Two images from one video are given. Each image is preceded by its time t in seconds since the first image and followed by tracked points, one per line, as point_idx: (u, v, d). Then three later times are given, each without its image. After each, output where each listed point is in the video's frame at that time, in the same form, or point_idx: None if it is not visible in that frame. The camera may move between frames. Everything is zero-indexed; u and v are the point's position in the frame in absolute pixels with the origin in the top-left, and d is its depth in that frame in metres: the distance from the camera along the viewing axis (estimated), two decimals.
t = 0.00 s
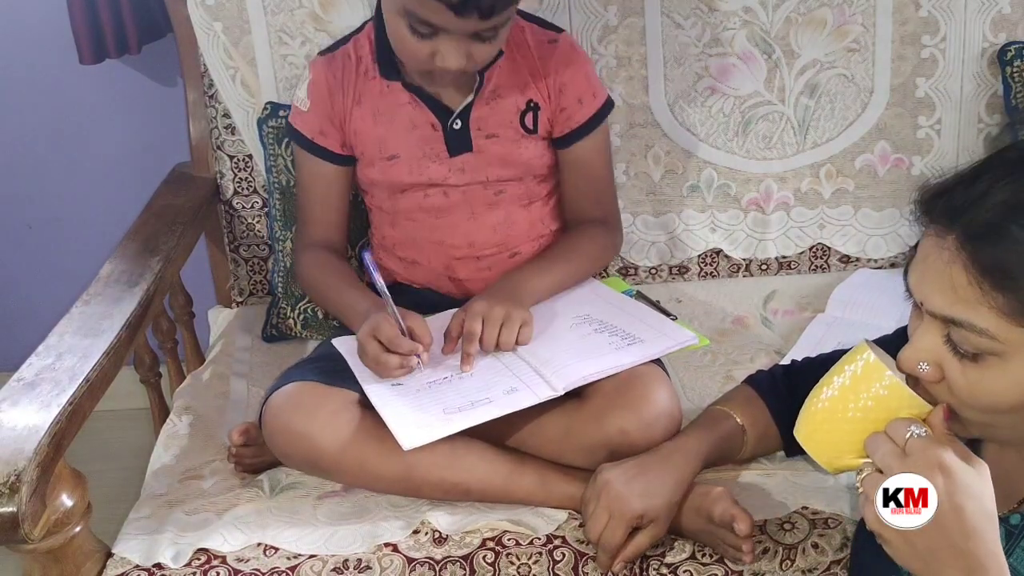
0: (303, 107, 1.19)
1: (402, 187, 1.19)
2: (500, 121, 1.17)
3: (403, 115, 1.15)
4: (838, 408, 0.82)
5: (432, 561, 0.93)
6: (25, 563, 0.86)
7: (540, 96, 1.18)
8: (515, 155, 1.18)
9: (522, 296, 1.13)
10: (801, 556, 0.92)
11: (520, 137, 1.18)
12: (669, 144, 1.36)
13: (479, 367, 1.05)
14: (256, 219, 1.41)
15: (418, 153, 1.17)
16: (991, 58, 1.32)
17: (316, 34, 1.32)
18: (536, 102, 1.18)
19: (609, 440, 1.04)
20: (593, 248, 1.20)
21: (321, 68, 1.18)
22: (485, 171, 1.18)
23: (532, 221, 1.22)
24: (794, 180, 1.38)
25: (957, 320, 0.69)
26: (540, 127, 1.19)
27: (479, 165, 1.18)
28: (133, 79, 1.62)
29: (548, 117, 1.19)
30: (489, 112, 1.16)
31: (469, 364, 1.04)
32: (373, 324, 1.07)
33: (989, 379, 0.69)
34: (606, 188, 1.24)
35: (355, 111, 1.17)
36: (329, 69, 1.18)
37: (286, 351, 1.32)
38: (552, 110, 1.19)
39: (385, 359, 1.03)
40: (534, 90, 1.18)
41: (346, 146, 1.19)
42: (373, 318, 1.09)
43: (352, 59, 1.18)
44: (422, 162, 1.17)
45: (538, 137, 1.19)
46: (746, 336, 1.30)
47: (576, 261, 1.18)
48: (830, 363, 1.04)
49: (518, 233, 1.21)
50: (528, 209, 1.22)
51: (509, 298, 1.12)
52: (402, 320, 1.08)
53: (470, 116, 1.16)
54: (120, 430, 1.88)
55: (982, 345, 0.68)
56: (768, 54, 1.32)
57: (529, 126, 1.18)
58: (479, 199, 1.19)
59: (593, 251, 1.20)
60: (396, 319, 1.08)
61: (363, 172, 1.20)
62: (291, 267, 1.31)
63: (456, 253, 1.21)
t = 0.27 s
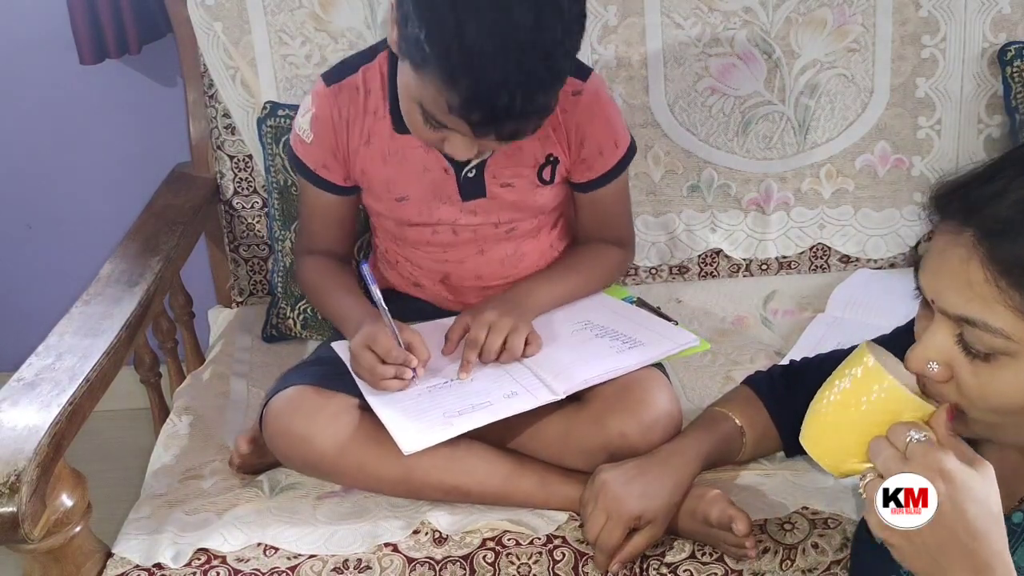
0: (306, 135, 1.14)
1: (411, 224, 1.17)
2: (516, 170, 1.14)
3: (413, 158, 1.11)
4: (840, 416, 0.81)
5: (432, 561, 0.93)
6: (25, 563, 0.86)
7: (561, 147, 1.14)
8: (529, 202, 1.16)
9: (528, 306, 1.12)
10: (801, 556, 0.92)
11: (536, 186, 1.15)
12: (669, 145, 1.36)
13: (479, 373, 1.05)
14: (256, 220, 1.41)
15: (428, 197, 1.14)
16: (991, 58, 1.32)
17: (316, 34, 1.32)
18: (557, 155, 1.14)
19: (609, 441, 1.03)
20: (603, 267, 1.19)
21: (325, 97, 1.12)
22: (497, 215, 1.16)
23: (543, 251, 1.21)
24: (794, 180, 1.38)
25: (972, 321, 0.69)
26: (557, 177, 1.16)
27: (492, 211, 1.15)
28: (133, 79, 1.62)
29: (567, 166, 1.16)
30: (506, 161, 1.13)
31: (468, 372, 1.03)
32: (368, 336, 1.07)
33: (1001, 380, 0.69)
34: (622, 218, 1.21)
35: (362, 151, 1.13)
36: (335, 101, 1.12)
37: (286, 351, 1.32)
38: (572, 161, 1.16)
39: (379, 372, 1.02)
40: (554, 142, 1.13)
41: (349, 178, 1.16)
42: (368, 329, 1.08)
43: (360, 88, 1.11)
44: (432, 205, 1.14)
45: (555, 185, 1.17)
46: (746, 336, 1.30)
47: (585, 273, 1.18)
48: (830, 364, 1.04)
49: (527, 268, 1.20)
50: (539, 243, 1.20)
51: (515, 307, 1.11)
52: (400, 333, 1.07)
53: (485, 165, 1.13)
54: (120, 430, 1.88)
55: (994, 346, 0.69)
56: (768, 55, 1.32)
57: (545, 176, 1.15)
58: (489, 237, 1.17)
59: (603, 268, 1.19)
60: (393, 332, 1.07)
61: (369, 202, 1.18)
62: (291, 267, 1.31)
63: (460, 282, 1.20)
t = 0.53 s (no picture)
0: (302, 155, 1.12)
1: (411, 240, 1.17)
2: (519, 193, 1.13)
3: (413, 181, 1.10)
4: (765, 549, 0.75)
5: (432, 561, 0.93)
6: (25, 563, 0.86)
7: (564, 169, 1.13)
8: (531, 220, 1.15)
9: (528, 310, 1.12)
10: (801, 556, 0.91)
11: (538, 206, 1.14)
12: (669, 144, 1.36)
13: (480, 378, 1.05)
14: (256, 220, 1.41)
15: (429, 217, 1.13)
16: (991, 58, 1.32)
17: (316, 34, 1.32)
18: (561, 176, 1.13)
19: (609, 441, 1.03)
20: (605, 275, 1.19)
21: (321, 118, 1.10)
22: (498, 232, 1.15)
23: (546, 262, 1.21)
24: (794, 180, 1.37)
25: (886, 334, 0.67)
26: (560, 196, 1.15)
27: (494, 229, 1.15)
28: (133, 79, 1.62)
29: (570, 184, 1.15)
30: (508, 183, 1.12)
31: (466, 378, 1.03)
32: (371, 346, 1.06)
33: (924, 389, 0.67)
34: (626, 229, 1.21)
35: (360, 172, 1.11)
36: (332, 122, 1.10)
37: (286, 351, 1.32)
38: (576, 181, 1.15)
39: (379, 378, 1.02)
40: (558, 165, 1.12)
41: (347, 196, 1.15)
42: (371, 338, 1.08)
43: (357, 111, 1.09)
44: (433, 224, 1.14)
45: (558, 203, 1.16)
46: (746, 336, 1.30)
47: (586, 276, 1.18)
48: (830, 363, 1.02)
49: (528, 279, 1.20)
50: (540, 253, 1.20)
51: (515, 311, 1.11)
52: (403, 343, 1.06)
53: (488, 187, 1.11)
54: (119, 429, 1.88)
55: (906, 358, 0.67)
56: (768, 55, 1.32)
57: (548, 197, 1.14)
58: (490, 251, 1.17)
59: (605, 275, 1.19)
60: (395, 341, 1.06)
61: (367, 217, 1.17)
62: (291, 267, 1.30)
63: (462, 293, 1.20)
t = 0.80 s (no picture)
0: (303, 153, 1.12)
1: (412, 239, 1.17)
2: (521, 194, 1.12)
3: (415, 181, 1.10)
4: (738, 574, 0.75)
5: (432, 561, 0.93)
6: (25, 563, 0.86)
7: (565, 170, 1.13)
8: (533, 220, 1.15)
9: (527, 309, 1.12)
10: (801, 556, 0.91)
11: (539, 207, 1.14)
12: (669, 144, 1.36)
13: (480, 377, 1.05)
14: (256, 220, 1.41)
15: (430, 216, 1.13)
16: (991, 58, 1.32)
17: (315, 34, 1.32)
18: (562, 178, 1.13)
19: (608, 441, 1.03)
20: (606, 275, 1.19)
21: (323, 117, 1.10)
22: (500, 232, 1.15)
23: (546, 262, 1.21)
24: (794, 180, 1.37)
25: (869, 320, 0.70)
26: (561, 197, 1.15)
27: (495, 228, 1.14)
28: (133, 79, 1.62)
29: (572, 185, 1.15)
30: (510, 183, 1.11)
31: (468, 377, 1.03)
32: (371, 345, 1.06)
33: (896, 368, 0.69)
34: (627, 229, 1.20)
35: (361, 172, 1.11)
36: (333, 122, 1.10)
37: (286, 351, 1.32)
38: (576, 182, 1.14)
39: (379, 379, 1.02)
40: (558, 166, 1.12)
41: (348, 195, 1.15)
42: (371, 338, 1.08)
43: (359, 110, 1.09)
44: (434, 223, 1.14)
45: (559, 204, 1.15)
46: (746, 336, 1.30)
47: (587, 276, 1.18)
48: (830, 364, 1.01)
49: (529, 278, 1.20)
50: (541, 253, 1.20)
51: (513, 311, 1.11)
52: (402, 342, 1.06)
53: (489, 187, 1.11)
54: (120, 429, 1.88)
55: (884, 343, 0.69)
56: (768, 55, 1.32)
57: (549, 198, 1.14)
58: (491, 251, 1.17)
59: (606, 275, 1.19)
60: (395, 342, 1.06)
61: (369, 216, 1.17)
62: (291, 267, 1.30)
63: (462, 292, 1.20)
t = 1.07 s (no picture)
0: (305, 151, 1.12)
1: (413, 239, 1.17)
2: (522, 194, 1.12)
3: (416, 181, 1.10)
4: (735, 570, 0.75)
5: (432, 561, 0.93)
6: (25, 563, 0.86)
7: (566, 171, 1.12)
8: (534, 220, 1.15)
9: (526, 308, 1.13)
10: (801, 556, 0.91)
11: (540, 207, 1.14)
12: (669, 144, 1.36)
13: (481, 378, 1.05)
14: (256, 220, 1.41)
15: (431, 216, 1.13)
16: (991, 58, 1.32)
17: (315, 34, 1.32)
18: (563, 178, 1.13)
19: (608, 441, 1.03)
20: (606, 275, 1.19)
21: (325, 116, 1.10)
22: (501, 232, 1.15)
23: (547, 262, 1.20)
24: (794, 180, 1.37)
25: (881, 286, 0.71)
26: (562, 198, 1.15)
27: (496, 229, 1.14)
28: (133, 79, 1.62)
29: (573, 186, 1.15)
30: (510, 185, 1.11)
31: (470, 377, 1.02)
32: (369, 345, 1.06)
33: (901, 342, 0.70)
34: (627, 230, 1.20)
35: (363, 172, 1.11)
36: (334, 121, 1.09)
37: (286, 351, 1.32)
38: (577, 182, 1.14)
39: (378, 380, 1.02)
40: (560, 167, 1.11)
41: (349, 195, 1.15)
42: (370, 338, 1.08)
43: (360, 109, 1.08)
44: (436, 223, 1.13)
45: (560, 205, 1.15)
46: (745, 336, 1.30)
47: (586, 275, 1.18)
48: (830, 364, 1.01)
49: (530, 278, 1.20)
50: (541, 253, 1.20)
51: (513, 312, 1.12)
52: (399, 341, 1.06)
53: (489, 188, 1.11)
54: (120, 429, 1.88)
55: (892, 313, 0.70)
56: (768, 54, 1.32)
57: (550, 199, 1.14)
58: (492, 251, 1.17)
59: (606, 274, 1.19)
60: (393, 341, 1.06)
61: (370, 216, 1.17)
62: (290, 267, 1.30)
63: (462, 292, 1.20)
